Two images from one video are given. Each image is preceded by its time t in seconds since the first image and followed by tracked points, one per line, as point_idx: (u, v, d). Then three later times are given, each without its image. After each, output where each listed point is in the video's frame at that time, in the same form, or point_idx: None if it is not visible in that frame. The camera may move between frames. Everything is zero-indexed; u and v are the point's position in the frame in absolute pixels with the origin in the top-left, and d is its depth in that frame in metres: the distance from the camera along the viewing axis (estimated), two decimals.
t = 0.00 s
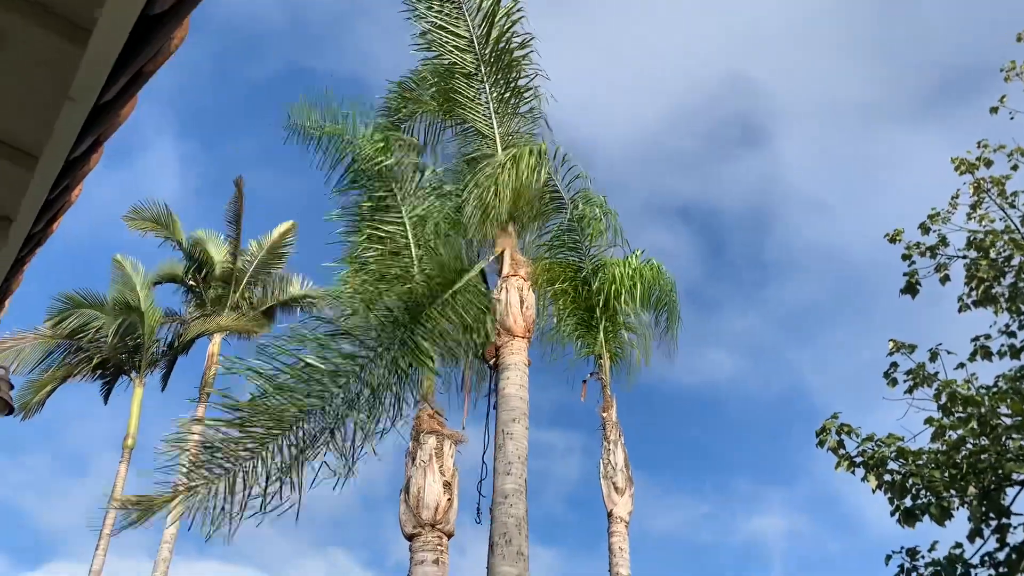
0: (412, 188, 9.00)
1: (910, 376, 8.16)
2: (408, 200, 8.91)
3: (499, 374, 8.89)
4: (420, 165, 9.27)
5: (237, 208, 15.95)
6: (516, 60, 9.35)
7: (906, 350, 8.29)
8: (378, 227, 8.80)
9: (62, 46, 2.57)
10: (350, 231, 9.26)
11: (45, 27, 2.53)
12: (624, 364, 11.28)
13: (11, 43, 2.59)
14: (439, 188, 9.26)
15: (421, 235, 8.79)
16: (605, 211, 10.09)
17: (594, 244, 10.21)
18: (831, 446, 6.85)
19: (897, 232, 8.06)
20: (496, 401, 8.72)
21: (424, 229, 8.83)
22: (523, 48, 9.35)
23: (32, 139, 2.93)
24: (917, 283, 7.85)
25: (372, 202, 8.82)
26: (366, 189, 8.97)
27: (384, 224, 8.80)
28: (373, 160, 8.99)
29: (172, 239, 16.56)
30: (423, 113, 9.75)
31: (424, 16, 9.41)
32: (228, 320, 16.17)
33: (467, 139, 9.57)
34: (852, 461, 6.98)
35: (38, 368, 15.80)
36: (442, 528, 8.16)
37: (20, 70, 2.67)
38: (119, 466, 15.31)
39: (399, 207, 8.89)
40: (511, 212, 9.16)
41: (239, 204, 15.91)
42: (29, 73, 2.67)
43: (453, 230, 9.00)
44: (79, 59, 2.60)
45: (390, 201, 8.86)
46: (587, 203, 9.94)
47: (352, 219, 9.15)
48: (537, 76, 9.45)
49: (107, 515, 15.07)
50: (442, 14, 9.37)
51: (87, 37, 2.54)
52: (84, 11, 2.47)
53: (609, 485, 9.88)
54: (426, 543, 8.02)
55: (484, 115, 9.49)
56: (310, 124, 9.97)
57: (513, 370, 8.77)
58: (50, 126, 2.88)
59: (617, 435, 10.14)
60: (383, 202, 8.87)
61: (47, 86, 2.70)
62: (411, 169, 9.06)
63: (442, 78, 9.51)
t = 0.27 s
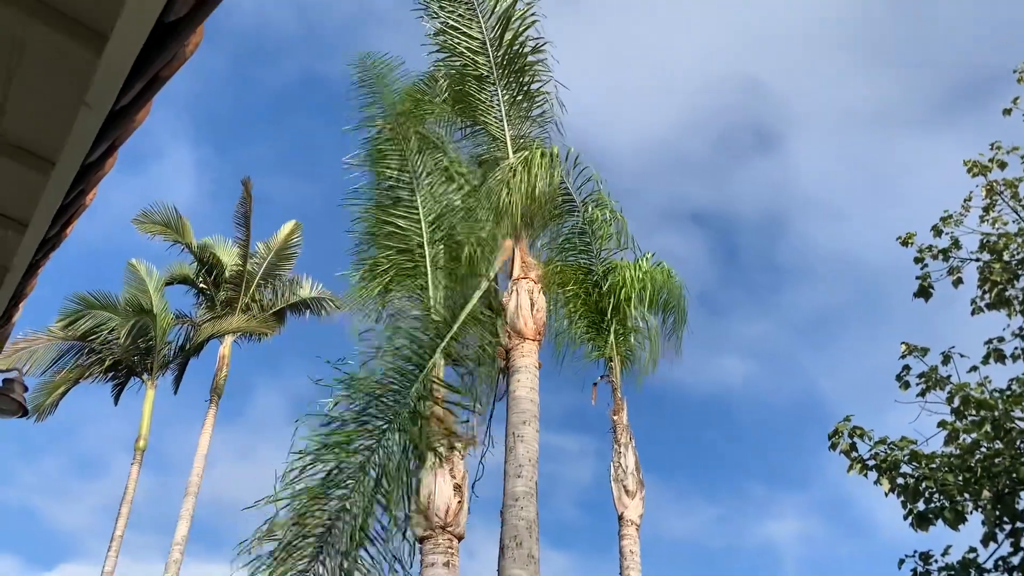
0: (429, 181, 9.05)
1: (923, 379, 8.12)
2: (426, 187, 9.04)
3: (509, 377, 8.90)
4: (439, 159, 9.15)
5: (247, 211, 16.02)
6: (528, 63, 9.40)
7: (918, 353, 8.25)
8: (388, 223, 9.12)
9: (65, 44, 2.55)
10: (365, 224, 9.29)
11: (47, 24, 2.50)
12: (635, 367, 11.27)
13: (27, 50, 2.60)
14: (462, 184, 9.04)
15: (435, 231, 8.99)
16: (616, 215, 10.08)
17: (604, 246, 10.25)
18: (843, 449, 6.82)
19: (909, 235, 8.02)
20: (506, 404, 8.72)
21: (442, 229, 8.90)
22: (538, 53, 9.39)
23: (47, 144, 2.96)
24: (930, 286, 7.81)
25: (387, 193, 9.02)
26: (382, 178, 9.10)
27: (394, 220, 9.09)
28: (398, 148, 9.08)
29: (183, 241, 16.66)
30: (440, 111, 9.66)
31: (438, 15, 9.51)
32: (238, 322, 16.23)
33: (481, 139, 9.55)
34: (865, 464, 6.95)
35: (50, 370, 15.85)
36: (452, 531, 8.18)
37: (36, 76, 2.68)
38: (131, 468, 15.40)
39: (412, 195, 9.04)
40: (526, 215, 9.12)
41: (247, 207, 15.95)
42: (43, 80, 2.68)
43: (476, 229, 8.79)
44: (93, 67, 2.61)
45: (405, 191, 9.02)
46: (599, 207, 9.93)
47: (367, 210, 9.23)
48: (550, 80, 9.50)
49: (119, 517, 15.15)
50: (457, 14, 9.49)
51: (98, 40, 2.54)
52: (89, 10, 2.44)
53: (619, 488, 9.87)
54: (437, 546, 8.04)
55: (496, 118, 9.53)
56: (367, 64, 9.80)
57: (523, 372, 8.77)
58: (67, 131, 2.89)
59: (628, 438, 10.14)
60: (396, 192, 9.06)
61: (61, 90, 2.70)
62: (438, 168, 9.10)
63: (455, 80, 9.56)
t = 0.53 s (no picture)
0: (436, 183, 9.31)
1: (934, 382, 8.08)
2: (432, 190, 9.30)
3: (518, 379, 8.89)
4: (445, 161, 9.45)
5: (259, 213, 16.05)
6: (541, 66, 9.41)
7: (929, 356, 8.21)
8: (397, 225, 9.21)
9: (74, 46, 2.57)
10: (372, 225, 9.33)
11: (53, 24, 2.53)
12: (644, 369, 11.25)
13: (40, 54, 2.63)
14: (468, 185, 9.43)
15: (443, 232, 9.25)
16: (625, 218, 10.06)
17: (614, 249, 10.24)
18: (854, 452, 6.79)
19: (920, 237, 7.99)
20: (515, 406, 8.72)
21: (446, 232, 9.26)
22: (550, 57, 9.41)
23: (60, 146, 2.97)
24: (941, 288, 7.77)
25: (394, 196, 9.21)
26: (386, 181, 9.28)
27: (404, 222, 9.20)
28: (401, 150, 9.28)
29: (194, 243, 16.74)
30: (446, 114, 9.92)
31: (453, 13, 9.52)
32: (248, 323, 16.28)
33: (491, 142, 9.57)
34: (875, 467, 6.92)
35: (62, 371, 15.96)
36: (461, 532, 8.19)
37: (49, 79, 2.70)
38: (142, 468, 15.47)
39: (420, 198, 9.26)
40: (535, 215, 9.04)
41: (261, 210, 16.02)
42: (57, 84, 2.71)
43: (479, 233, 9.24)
44: (107, 70, 2.62)
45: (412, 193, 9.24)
46: (608, 209, 9.99)
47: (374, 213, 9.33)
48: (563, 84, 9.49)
49: (130, 518, 15.23)
50: (472, 15, 9.50)
51: (107, 41, 2.56)
52: (91, 9, 2.47)
53: (629, 490, 9.85)
54: (447, 547, 8.06)
55: (507, 120, 9.50)
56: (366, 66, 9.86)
57: (532, 374, 8.75)
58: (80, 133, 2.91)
59: (637, 441, 10.13)
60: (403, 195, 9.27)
61: (74, 94, 2.72)
62: (442, 168, 9.32)
63: (468, 81, 9.57)
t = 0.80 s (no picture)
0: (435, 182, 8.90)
1: (942, 381, 8.06)
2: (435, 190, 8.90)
3: (525, 377, 8.88)
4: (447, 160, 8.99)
5: (270, 210, 16.11)
6: (551, 64, 9.44)
7: (938, 355, 8.18)
8: (402, 228, 8.96)
9: (86, 42, 2.57)
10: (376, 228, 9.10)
11: (62, 19, 2.54)
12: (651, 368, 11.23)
13: (50, 49, 2.64)
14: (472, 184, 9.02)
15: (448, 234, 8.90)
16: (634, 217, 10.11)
17: (622, 248, 10.24)
18: (862, 451, 6.77)
19: (929, 236, 7.96)
20: (521, 404, 8.71)
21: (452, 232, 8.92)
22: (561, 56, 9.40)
23: (69, 143, 2.97)
24: (950, 287, 7.75)
25: (399, 198, 8.89)
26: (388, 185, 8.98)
27: (409, 224, 8.96)
28: (400, 153, 8.93)
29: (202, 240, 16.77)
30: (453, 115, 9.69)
31: (465, 10, 9.51)
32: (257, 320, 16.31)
33: (499, 141, 9.50)
34: (883, 467, 6.90)
35: (70, 368, 16.06)
36: (468, 530, 8.20)
37: (60, 74, 2.70)
38: (149, 465, 15.53)
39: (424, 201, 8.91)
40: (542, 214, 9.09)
41: (271, 206, 16.06)
42: (68, 80, 2.71)
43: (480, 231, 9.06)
44: (117, 66, 2.62)
45: (416, 195, 8.89)
46: (619, 207, 9.97)
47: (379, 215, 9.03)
48: (573, 83, 9.51)
49: (137, 514, 15.28)
50: (485, 11, 9.52)
51: (116, 36, 2.56)
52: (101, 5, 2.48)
53: (635, 489, 9.85)
54: (453, 545, 8.04)
55: (516, 117, 9.53)
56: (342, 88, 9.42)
57: (539, 372, 8.74)
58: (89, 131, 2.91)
59: (644, 439, 10.12)
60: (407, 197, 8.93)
61: (84, 90, 2.73)
62: (439, 164, 8.87)
63: (477, 79, 9.53)
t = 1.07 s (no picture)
0: (440, 178, 9.39)
1: (945, 376, 8.05)
2: (439, 186, 9.39)
3: (528, 371, 8.88)
4: (451, 156, 9.42)
5: (273, 203, 16.11)
6: (554, 56, 9.39)
7: (941, 350, 8.17)
8: (406, 222, 9.25)
9: (90, 33, 2.58)
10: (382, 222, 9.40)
11: (70, 11, 2.54)
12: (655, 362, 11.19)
13: (55, 38, 2.64)
14: (476, 179, 9.38)
15: (451, 226, 9.28)
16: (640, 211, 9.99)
17: (625, 241, 10.25)
18: (864, 445, 6.77)
19: (932, 230, 7.95)
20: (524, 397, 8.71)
21: (454, 225, 9.24)
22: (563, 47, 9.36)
23: (74, 133, 2.97)
24: (954, 282, 7.73)
25: (403, 193, 9.26)
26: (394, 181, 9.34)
27: (413, 218, 9.26)
28: (404, 150, 9.32)
29: (205, 233, 16.79)
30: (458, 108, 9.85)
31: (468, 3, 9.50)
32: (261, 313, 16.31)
33: (502, 134, 9.56)
34: (885, 461, 6.89)
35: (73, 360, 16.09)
36: (470, 523, 8.20)
37: (65, 63, 2.70)
38: (152, 457, 15.58)
39: (429, 195, 9.32)
40: (547, 207, 8.93)
41: (274, 199, 16.08)
42: (74, 70, 2.71)
43: (483, 222, 9.23)
44: (122, 56, 2.62)
45: (420, 189, 9.30)
46: (624, 202, 9.86)
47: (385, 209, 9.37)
48: (576, 75, 9.46)
49: (140, 506, 15.34)
50: (487, 3, 9.49)
51: (122, 26, 2.56)
52: None
53: (637, 482, 9.86)
54: (455, 537, 8.05)
55: (519, 109, 9.48)
56: (343, 91, 9.66)
57: (541, 366, 8.73)
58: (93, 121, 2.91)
59: (646, 433, 10.13)
60: (412, 192, 9.31)
61: (88, 80, 2.73)
62: (441, 162, 9.39)
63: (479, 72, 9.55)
